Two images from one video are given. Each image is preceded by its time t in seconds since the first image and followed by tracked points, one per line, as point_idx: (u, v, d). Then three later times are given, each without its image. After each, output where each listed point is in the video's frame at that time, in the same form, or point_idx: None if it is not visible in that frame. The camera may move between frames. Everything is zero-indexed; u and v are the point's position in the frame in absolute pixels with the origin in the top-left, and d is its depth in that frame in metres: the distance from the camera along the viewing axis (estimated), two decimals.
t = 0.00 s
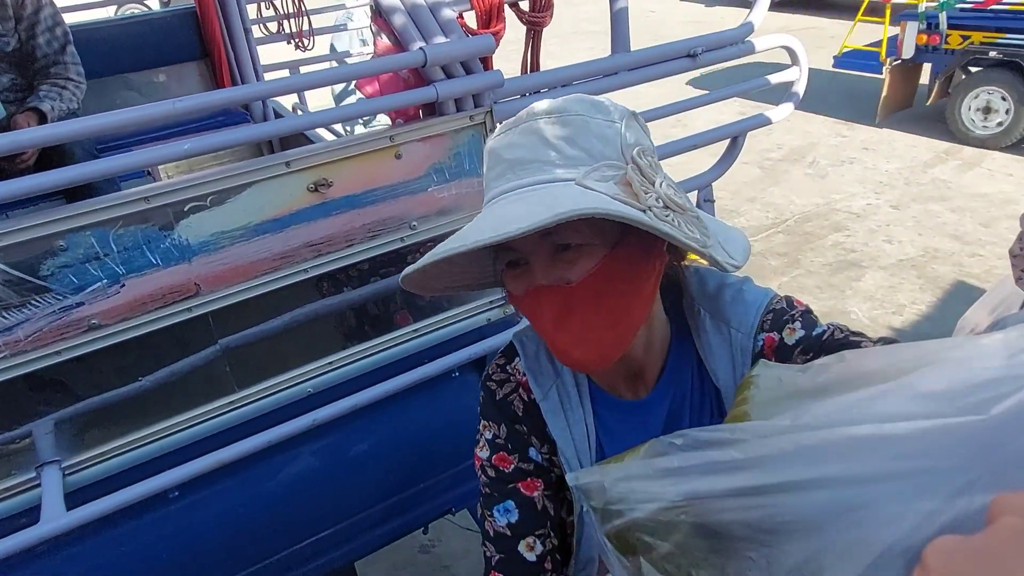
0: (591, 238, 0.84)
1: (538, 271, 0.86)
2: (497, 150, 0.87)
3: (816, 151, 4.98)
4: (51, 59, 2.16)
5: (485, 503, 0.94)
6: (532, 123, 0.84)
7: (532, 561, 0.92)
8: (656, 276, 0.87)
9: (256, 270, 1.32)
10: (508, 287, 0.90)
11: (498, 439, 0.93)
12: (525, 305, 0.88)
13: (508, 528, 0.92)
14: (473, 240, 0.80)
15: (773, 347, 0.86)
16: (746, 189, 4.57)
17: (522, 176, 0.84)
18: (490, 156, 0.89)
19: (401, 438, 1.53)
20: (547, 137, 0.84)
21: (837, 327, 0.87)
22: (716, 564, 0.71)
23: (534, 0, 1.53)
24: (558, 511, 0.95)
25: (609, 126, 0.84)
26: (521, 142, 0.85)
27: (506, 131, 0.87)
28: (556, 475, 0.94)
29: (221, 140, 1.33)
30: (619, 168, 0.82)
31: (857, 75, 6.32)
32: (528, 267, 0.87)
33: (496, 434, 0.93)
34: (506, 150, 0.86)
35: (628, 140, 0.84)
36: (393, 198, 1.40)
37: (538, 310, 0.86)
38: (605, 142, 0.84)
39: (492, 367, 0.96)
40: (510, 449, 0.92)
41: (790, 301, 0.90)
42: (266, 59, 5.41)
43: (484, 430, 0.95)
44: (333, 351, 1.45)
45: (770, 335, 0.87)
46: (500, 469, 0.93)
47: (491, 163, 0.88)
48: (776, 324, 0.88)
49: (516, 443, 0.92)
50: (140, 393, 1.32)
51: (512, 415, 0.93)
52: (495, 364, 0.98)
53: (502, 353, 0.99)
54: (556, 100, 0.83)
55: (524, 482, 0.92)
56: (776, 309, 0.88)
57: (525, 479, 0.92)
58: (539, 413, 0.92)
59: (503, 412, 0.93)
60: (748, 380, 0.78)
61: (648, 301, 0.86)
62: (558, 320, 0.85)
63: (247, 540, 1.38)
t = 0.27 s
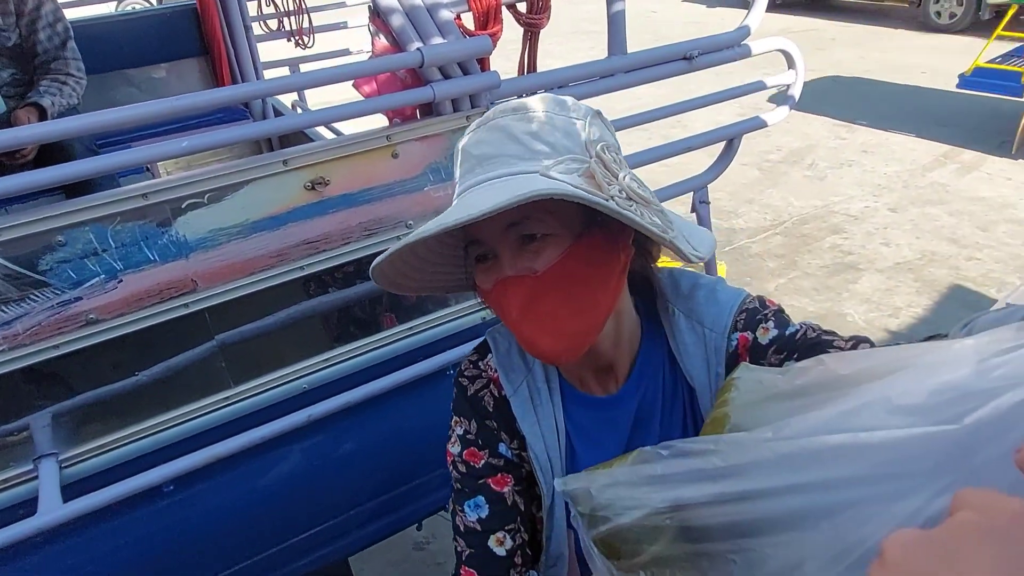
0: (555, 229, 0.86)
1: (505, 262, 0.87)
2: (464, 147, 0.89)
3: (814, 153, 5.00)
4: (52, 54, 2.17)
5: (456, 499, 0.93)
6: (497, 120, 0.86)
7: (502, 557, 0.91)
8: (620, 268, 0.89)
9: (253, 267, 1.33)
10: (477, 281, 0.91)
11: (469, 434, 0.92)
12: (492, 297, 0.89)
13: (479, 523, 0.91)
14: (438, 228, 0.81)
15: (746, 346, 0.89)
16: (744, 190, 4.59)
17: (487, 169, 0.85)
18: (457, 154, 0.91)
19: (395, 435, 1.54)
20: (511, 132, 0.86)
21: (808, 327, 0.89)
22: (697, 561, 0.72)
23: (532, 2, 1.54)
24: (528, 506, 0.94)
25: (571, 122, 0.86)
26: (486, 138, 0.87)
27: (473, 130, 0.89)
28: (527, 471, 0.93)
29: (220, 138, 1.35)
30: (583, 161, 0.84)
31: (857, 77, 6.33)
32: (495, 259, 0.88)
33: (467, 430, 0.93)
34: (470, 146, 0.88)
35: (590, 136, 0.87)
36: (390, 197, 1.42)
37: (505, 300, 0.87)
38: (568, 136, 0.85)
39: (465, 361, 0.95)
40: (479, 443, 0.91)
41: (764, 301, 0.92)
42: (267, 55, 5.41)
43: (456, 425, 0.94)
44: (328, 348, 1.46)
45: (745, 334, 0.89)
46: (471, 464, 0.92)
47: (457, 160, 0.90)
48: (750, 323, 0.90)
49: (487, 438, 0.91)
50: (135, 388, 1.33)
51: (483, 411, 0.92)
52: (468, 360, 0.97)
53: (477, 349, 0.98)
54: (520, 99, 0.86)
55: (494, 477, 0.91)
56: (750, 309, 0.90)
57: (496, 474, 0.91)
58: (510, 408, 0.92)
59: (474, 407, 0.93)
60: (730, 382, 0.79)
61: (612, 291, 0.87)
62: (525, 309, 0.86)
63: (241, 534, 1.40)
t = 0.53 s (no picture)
0: (511, 212, 0.88)
1: (464, 245, 0.90)
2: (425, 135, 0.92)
3: (810, 153, 5.02)
4: (49, 48, 2.18)
5: (423, 480, 0.98)
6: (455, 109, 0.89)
7: (467, 536, 0.95)
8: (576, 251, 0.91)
9: (245, 256, 1.36)
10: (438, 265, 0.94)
11: (435, 417, 0.97)
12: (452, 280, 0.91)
13: (444, 503, 0.96)
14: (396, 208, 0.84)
15: (712, 330, 0.93)
16: (739, 190, 4.61)
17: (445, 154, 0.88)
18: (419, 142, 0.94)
19: (385, 426, 1.56)
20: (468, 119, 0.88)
21: (772, 310, 0.92)
22: (668, 538, 0.74)
23: None
24: (493, 488, 0.98)
25: (527, 110, 0.89)
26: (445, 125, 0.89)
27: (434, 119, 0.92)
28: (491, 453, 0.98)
29: (212, 129, 1.37)
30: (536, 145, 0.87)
31: (852, 78, 6.37)
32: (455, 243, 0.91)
33: (432, 412, 0.98)
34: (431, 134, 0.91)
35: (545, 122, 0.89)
36: (381, 188, 1.44)
37: (464, 281, 0.90)
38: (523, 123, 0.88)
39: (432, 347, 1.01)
40: (443, 425, 0.96)
41: (727, 287, 0.96)
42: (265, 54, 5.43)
43: (423, 409, 0.99)
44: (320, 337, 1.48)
45: (710, 318, 0.93)
46: (436, 446, 0.97)
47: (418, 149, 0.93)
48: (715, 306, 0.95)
49: (451, 420, 0.97)
50: (128, 375, 1.33)
51: (449, 393, 0.97)
52: (435, 346, 1.02)
53: (445, 334, 1.03)
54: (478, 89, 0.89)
55: (458, 458, 0.96)
56: (713, 294, 0.95)
57: (460, 455, 0.96)
58: (474, 391, 0.97)
59: (440, 391, 0.98)
60: (698, 363, 0.82)
61: (567, 273, 0.90)
62: (481, 290, 0.88)
63: (232, 522, 1.41)
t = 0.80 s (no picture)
0: (481, 217, 0.88)
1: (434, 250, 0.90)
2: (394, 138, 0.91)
3: (808, 152, 5.02)
4: (41, 47, 2.17)
5: (394, 483, 0.97)
6: (423, 113, 0.89)
7: (438, 539, 0.94)
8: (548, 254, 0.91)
9: (231, 256, 1.36)
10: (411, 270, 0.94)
11: (407, 419, 0.98)
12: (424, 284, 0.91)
13: (416, 506, 0.95)
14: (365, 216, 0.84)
15: (689, 332, 0.94)
16: (737, 189, 4.61)
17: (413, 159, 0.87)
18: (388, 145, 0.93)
19: (373, 427, 1.56)
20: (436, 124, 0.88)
21: (749, 311, 0.93)
22: (645, 544, 0.73)
23: None
24: (465, 492, 0.98)
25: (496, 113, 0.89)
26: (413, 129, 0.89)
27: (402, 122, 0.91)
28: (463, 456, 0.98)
29: (199, 129, 1.35)
30: (503, 149, 0.86)
31: (851, 77, 6.36)
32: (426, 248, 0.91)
33: (404, 414, 0.98)
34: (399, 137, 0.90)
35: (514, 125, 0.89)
36: (368, 189, 1.43)
37: (435, 286, 0.90)
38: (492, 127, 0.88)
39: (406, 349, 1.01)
40: (415, 427, 0.97)
41: (705, 289, 0.97)
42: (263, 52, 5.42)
43: (396, 411, 0.99)
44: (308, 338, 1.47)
45: (687, 321, 0.94)
46: (408, 448, 0.97)
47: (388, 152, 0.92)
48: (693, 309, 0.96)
49: (423, 421, 0.97)
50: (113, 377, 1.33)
51: (421, 395, 0.98)
52: (409, 349, 1.03)
53: (419, 337, 1.04)
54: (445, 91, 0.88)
55: (430, 460, 0.96)
56: (690, 296, 0.96)
57: (432, 458, 0.96)
58: (446, 393, 0.97)
59: (413, 392, 0.98)
60: (674, 371, 0.82)
61: (538, 277, 0.89)
62: (451, 295, 0.88)
63: (219, 524, 1.41)
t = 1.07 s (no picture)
0: (474, 209, 0.89)
1: (428, 243, 0.90)
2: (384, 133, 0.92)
3: (804, 151, 5.03)
4: (36, 43, 2.17)
5: (383, 464, 1.02)
6: (413, 108, 0.89)
7: (422, 518, 0.99)
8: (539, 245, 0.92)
9: (225, 250, 1.37)
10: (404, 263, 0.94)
11: (396, 402, 1.01)
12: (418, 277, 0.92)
13: (401, 486, 1.00)
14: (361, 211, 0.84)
15: (673, 319, 0.95)
16: (734, 187, 4.62)
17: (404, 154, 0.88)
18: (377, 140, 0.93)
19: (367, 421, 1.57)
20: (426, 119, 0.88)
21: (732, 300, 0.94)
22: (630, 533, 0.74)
23: None
24: (450, 474, 1.02)
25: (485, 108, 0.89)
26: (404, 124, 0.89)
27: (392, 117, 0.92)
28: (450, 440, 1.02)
29: (191, 123, 1.36)
30: (494, 143, 0.87)
31: (848, 76, 6.37)
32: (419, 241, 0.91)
33: (393, 398, 1.02)
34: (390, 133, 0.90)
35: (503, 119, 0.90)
36: (361, 185, 1.44)
37: (430, 279, 0.90)
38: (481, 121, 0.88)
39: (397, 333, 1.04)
40: (403, 410, 1.00)
41: (690, 280, 0.99)
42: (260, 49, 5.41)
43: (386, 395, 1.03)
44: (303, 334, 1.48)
45: (671, 308, 0.95)
46: (396, 430, 1.01)
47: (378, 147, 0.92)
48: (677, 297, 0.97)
49: (411, 405, 1.00)
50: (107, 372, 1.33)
51: (410, 379, 1.01)
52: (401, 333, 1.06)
53: (410, 324, 1.07)
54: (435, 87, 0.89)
55: (416, 442, 1.00)
56: (676, 285, 0.97)
57: (418, 440, 1.00)
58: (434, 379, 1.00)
59: (401, 376, 1.01)
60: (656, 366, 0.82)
61: (530, 268, 0.91)
62: (446, 287, 0.89)
63: (213, 517, 1.42)
